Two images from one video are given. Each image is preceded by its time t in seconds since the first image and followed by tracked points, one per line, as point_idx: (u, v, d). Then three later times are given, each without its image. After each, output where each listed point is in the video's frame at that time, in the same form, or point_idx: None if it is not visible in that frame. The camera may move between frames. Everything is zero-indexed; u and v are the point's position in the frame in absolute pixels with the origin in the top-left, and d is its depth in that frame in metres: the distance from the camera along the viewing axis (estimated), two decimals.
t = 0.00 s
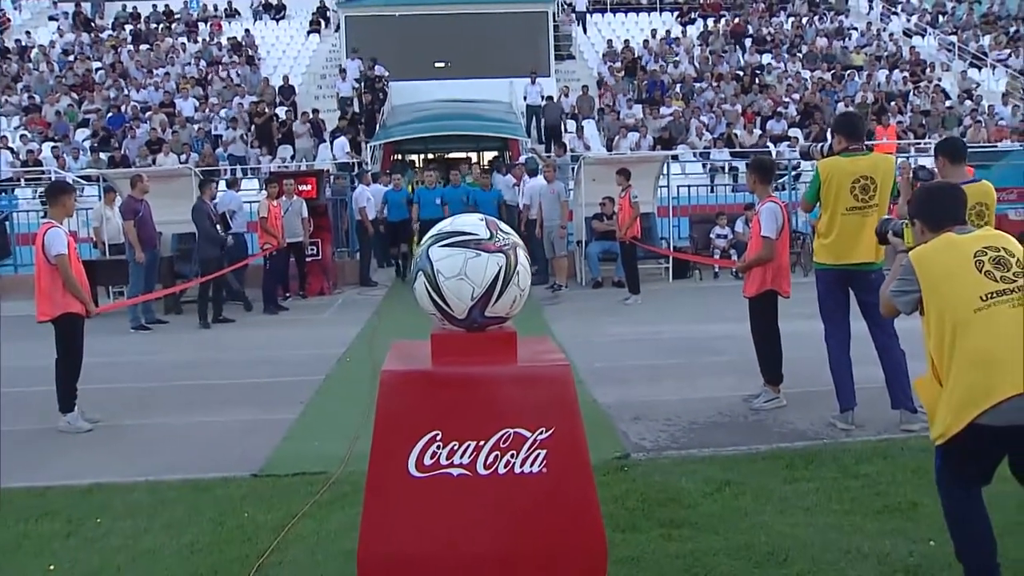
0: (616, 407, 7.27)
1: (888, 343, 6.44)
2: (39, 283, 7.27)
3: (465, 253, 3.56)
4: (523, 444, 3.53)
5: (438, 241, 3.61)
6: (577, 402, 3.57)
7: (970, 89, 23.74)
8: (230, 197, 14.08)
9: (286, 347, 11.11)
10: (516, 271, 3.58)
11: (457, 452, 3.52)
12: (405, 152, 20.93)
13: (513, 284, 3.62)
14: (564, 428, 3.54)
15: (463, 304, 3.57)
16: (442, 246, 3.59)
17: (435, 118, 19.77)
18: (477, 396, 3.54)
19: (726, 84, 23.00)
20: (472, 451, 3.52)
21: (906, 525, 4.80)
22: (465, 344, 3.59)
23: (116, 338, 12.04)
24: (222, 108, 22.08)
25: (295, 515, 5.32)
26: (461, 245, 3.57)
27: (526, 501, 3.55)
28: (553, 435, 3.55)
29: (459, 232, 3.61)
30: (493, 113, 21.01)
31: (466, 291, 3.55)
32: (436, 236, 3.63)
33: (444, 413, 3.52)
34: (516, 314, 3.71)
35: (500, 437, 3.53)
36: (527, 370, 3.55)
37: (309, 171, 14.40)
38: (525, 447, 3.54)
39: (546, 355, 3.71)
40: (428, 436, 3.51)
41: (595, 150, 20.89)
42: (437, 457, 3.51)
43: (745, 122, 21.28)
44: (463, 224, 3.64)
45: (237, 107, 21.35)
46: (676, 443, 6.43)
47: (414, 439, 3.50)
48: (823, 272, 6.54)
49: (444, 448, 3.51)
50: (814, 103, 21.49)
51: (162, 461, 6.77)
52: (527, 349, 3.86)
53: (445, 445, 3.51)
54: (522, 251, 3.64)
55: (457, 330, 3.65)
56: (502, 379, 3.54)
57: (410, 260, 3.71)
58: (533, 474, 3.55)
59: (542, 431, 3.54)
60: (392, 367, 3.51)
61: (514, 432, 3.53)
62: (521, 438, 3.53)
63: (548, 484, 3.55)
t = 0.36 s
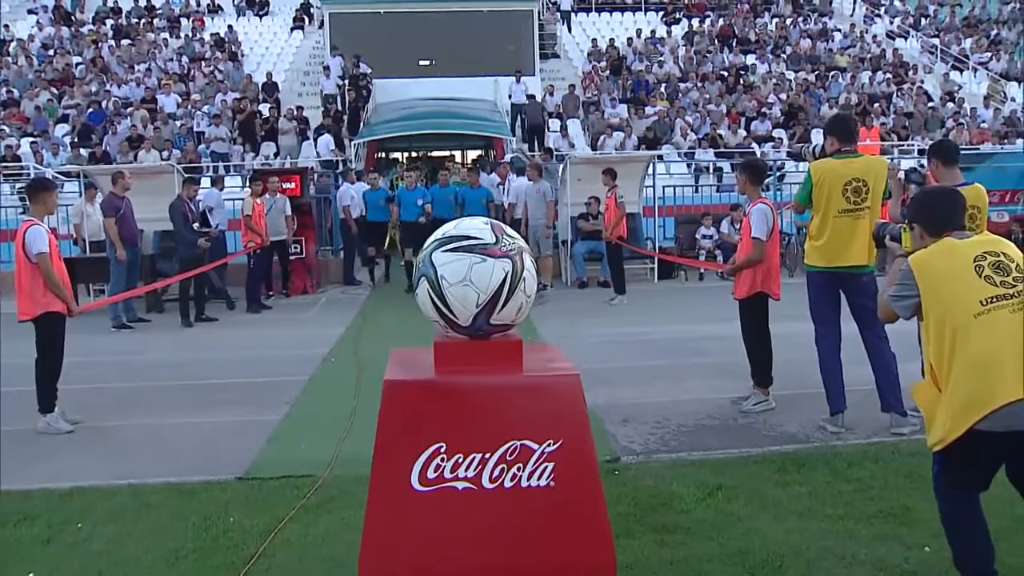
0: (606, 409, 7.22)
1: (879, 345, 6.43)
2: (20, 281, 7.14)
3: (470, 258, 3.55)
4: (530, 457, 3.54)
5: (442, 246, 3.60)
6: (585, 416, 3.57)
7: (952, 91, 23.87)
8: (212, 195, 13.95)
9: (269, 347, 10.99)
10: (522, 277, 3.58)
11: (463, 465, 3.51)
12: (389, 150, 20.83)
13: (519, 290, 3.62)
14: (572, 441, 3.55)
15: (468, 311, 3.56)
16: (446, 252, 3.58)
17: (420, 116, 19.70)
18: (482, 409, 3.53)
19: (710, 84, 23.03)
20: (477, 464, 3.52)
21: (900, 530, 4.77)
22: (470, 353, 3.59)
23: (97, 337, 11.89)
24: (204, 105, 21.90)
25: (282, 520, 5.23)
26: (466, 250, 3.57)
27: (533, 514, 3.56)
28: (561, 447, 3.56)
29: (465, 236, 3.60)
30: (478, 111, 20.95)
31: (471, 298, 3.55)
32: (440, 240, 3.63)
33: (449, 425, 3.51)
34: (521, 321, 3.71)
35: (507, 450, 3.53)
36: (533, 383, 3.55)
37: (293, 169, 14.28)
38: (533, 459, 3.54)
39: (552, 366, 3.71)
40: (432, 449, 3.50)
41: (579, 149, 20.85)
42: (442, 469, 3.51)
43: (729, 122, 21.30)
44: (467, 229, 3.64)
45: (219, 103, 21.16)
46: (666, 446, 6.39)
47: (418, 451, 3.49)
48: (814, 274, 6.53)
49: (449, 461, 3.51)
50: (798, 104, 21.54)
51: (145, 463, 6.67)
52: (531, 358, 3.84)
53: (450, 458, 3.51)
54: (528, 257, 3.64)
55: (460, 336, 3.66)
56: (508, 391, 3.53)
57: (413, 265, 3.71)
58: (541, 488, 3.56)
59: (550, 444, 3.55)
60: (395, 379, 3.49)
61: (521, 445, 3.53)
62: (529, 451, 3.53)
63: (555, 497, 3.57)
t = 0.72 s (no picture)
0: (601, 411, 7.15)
1: (875, 343, 6.42)
2: (4, 286, 7.02)
3: (485, 265, 3.51)
4: (550, 469, 3.48)
5: (455, 252, 3.56)
6: (604, 428, 3.51)
7: (936, 87, 23.95)
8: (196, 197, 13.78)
9: (257, 350, 10.88)
10: (538, 284, 3.54)
11: (480, 478, 3.45)
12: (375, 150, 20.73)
13: (534, 298, 3.58)
14: (591, 452, 3.50)
15: (482, 320, 3.51)
16: (459, 258, 3.54)
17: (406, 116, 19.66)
18: (499, 421, 3.47)
19: (695, 81, 23.05)
20: (496, 477, 3.46)
21: (903, 530, 4.73)
22: (485, 361, 3.54)
23: (83, 341, 11.75)
24: (188, 105, 21.73)
25: (277, 528, 5.15)
26: (480, 256, 3.52)
27: (552, 528, 3.49)
28: (581, 459, 3.50)
29: (479, 241, 3.56)
30: (464, 111, 20.90)
31: (486, 305, 3.50)
32: (453, 246, 3.58)
33: (465, 438, 3.45)
34: (536, 328, 3.67)
35: (526, 462, 3.47)
36: (550, 393, 3.49)
37: (279, 170, 14.13)
38: (553, 472, 3.48)
39: (570, 376, 3.65)
40: (449, 462, 3.44)
41: (566, 147, 20.82)
42: (459, 483, 3.44)
43: (715, 120, 21.31)
44: (481, 234, 3.60)
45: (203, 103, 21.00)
46: (663, 446, 6.34)
47: (435, 465, 3.43)
48: (810, 272, 6.49)
49: (465, 476, 3.45)
50: (784, 101, 21.56)
51: (135, 470, 6.58)
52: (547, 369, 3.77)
53: (467, 472, 3.45)
54: (543, 263, 3.61)
55: (474, 345, 3.61)
56: (526, 402, 3.48)
57: (424, 272, 3.66)
58: (561, 501, 3.49)
59: (570, 455, 3.49)
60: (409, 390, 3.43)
61: (540, 457, 3.47)
62: (548, 463, 3.48)
63: (575, 510, 3.50)
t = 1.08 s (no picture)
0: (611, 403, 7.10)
1: (887, 331, 6.36)
2: (8, 289, 6.99)
3: (504, 259, 3.35)
4: (576, 467, 3.27)
5: (473, 246, 3.40)
6: (631, 421, 3.30)
7: (937, 73, 23.87)
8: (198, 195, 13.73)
9: (263, 348, 10.84)
10: (559, 277, 3.39)
11: (503, 478, 3.26)
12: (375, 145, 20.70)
13: (554, 292, 3.44)
14: (619, 447, 3.29)
15: (502, 316, 3.37)
16: (477, 252, 3.38)
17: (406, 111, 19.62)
18: (521, 417, 3.28)
19: (696, 71, 23.01)
20: (520, 477, 3.27)
21: (920, 518, 4.70)
22: (506, 357, 3.39)
23: (87, 342, 11.72)
24: (187, 104, 21.70)
25: (287, 528, 5.11)
26: (499, 250, 3.37)
27: (580, 529, 3.29)
28: (608, 455, 3.29)
29: (496, 235, 3.40)
30: (464, 104, 20.85)
31: (506, 300, 3.35)
32: (469, 241, 3.43)
33: (487, 435, 3.26)
34: (555, 323, 3.52)
35: (550, 460, 3.27)
36: (574, 385, 3.29)
37: (281, 167, 14.11)
38: (579, 469, 3.28)
39: (595, 369, 3.45)
40: (470, 463, 3.25)
41: (567, 139, 20.80)
42: (481, 484, 3.26)
43: (716, 109, 21.26)
44: (498, 228, 3.44)
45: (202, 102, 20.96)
46: (673, 438, 6.30)
47: (454, 465, 3.24)
48: (818, 260, 6.46)
49: (488, 476, 3.26)
50: (784, 90, 21.52)
51: (144, 471, 6.55)
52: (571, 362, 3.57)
53: (489, 472, 3.26)
54: (562, 256, 3.47)
55: (493, 342, 3.47)
56: (549, 397, 3.28)
57: (440, 268, 3.51)
58: (588, 501, 3.29)
59: (596, 452, 3.29)
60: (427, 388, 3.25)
61: (565, 454, 3.27)
62: (573, 461, 3.27)
63: (603, 510, 3.30)
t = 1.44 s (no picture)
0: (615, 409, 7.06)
1: (892, 338, 6.32)
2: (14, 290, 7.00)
3: (491, 269, 3.42)
4: (561, 480, 3.40)
5: (460, 256, 3.47)
6: (617, 437, 3.42)
7: (950, 77, 23.75)
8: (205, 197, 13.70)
9: (270, 351, 10.84)
10: (546, 288, 3.45)
11: (488, 491, 3.39)
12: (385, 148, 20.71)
13: (542, 303, 3.50)
14: (603, 462, 3.41)
15: (488, 326, 3.43)
16: (464, 263, 3.45)
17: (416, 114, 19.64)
18: (508, 431, 3.39)
19: (707, 75, 22.96)
20: (505, 489, 3.39)
21: (925, 529, 4.66)
22: (493, 369, 3.49)
23: (95, 344, 11.75)
24: (198, 107, 21.77)
25: (288, 532, 5.11)
26: (486, 260, 3.43)
27: (564, 541, 3.42)
28: (593, 469, 3.42)
29: (484, 245, 3.47)
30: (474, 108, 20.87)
31: (493, 311, 3.41)
32: (457, 251, 3.49)
33: (472, 451, 3.38)
34: (543, 334, 3.60)
35: (536, 474, 3.40)
36: (561, 400, 3.40)
37: (290, 170, 14.12)
38: (563, 483, 3.41)
39: (581, 383, 3.57)
40: (456, 475, 3.37)
41: (577, 143, 20.80)
42: (467, 496, 3.38)
43: (726, 113, 21.28)
44: (486, 238, 3.50)
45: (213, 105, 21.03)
46: (677, 445, 6.26)
47: (441, 478, 3.36)
48: (825, 267, 6.43)
49: (473, 488, 3.38)
50: (795, 94, 21.45)
51: (148, 474, 6.55)
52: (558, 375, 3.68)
53: (474, 484, 3.38)
54: (550, 266, 3.53)
55: (481, 354, 3.54)
56: (535, 412, 3.39)
57: (427, 278, 3.57)
58: (573, 514, 3.41)
59: (581, 466, 3.41)
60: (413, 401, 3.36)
61: (551, 468, 3.40)
62: (558, 475, 3.40)
63: (588, 523, 3.42)
